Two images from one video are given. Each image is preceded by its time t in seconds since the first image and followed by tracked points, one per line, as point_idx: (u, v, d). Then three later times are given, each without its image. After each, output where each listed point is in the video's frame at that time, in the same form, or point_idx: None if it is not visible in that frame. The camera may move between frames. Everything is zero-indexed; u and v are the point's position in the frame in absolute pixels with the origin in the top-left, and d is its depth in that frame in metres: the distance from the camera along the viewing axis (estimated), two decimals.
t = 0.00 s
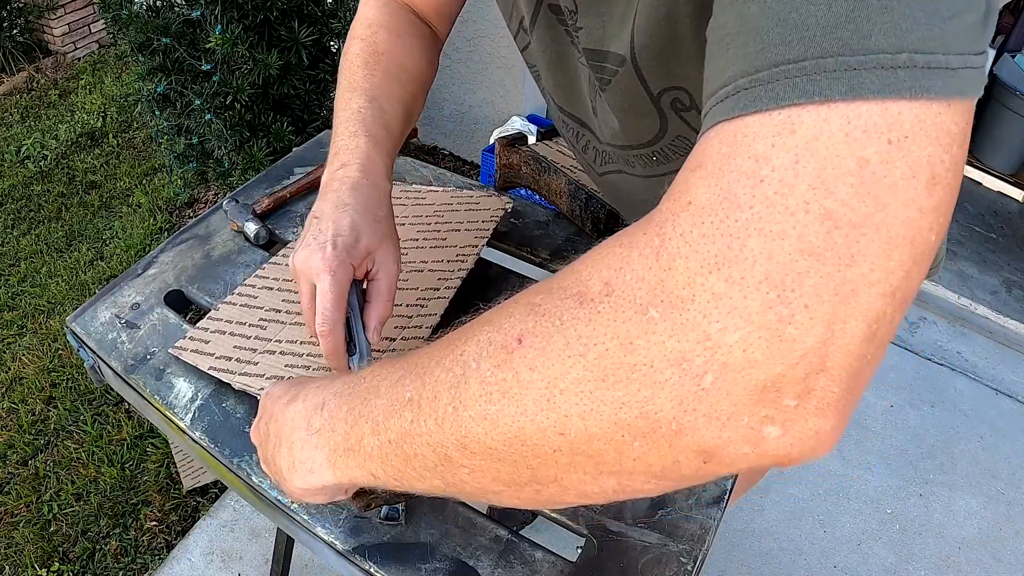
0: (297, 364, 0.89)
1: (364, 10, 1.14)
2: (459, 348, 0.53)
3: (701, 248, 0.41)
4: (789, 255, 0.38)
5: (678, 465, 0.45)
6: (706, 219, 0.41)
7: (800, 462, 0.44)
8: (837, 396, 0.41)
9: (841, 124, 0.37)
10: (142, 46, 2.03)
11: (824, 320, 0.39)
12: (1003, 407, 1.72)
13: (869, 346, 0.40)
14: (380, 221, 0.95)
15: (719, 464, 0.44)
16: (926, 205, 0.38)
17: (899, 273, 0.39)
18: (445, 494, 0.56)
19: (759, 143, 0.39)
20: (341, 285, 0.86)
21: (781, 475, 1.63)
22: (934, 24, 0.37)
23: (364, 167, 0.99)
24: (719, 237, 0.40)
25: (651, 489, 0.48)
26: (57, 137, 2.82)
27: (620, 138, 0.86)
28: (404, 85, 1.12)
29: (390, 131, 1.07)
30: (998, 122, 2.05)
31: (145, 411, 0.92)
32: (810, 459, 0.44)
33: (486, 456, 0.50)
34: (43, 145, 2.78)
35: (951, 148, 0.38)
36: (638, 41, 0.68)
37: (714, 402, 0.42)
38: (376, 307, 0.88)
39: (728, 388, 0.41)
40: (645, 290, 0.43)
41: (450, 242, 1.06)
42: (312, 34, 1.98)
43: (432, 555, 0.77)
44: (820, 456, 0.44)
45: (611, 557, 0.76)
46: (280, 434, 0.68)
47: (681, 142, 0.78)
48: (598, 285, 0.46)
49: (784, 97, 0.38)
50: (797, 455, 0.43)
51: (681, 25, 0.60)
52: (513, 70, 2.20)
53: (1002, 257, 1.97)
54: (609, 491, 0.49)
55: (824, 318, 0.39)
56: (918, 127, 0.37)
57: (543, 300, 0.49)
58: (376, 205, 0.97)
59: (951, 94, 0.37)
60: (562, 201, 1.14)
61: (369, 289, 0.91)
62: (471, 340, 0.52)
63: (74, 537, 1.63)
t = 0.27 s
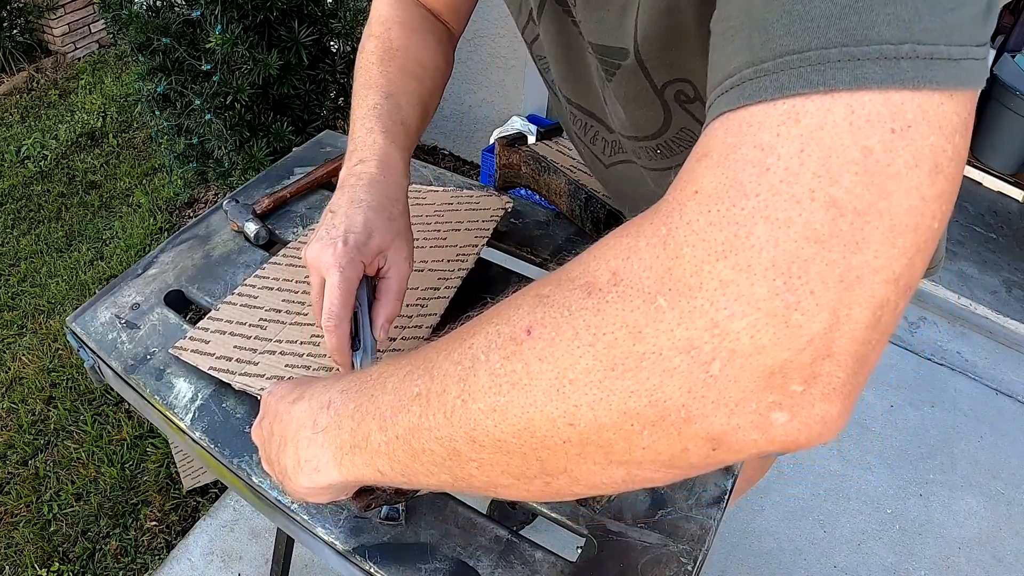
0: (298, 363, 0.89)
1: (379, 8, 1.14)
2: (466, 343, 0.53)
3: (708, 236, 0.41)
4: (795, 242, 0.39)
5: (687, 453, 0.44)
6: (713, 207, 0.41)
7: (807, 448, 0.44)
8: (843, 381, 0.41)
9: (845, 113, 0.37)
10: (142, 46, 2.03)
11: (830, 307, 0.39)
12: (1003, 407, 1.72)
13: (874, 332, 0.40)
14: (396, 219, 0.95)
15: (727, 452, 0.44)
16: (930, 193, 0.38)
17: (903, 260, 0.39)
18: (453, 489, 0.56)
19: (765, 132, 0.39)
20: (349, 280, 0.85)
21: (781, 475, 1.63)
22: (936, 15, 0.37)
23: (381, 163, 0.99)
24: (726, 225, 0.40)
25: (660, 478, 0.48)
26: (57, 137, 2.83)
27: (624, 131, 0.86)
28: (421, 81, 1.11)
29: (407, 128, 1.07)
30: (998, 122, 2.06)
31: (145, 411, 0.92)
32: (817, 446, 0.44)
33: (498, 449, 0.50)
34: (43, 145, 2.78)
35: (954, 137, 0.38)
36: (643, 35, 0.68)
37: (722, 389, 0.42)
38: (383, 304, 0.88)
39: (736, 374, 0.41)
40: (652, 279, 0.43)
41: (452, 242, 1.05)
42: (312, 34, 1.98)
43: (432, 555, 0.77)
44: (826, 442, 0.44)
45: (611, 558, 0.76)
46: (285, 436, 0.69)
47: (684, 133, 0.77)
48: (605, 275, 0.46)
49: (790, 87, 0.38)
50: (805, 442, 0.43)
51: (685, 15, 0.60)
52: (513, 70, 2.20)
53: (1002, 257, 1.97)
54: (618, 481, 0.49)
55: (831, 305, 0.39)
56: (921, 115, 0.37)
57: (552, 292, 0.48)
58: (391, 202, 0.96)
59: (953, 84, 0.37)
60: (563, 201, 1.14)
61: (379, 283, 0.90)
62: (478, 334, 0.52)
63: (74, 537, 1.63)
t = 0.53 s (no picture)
0: (295, 360, 0.89)
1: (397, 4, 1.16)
2: (467, 325, 0.53)
3: (712, 211, 0.41)
4: (799, 216, 0.38)
5: (697, 430, 0.44)
6: (715, 182, 0.40)
7: (818, 423, 0.43)
8: (852, 354, 0.41)
9: (842, 87, 0.37)
10: (142, 46, 2.03)
11: (836, 280, 0.39)
12: (1003, 407, 1.72)
13: (880, 306, 0.40)
14: (398, 203, 0.95)
15: (737, 428, 0.44)
16: (929, 166, 0.38)
17: (906, 232, 0.39)
18: (458, 473, 0.56)
19: (762, 105, 0.39)
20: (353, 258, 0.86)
21: (781, 475, 1.63)
22: None
23: (389, 147, 1.00)
24: (729, 200, 0.40)
25: (668, 457, 0.48)
26: (57, 137, 2.83)
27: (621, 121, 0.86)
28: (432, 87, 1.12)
29: (416, 117, 1.08)
30: (998, 123, 2.06)
31: (146, 410, 0.92)
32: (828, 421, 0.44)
33: (504, 430, 0.50)
34: (42, 145, 2.78)
35: (949, 112, 0.38)
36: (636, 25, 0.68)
37: (730, 364, 0.41)
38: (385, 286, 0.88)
39: (744, 349, 0.41)
40: (657, 254, 0.43)
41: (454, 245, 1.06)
42: (312, 34, 1.98)
43: (432, 555, 0.77)
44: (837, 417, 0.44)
45: (612, 558, 0.76)
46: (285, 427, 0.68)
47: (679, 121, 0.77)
48: (610, 251, 0.46)
49: (785, 61, 0.38)
50: (815, 416, 0.43)
51: (679, 10, 0.61)
52: (513, 70, 2.20)
53: (1002, 257, 1.97)
54: (626, 460, 0.49)
55: (836, 277, 0.39)
56: (914, 90, 0.37)
57: (555, 269, 0.48)
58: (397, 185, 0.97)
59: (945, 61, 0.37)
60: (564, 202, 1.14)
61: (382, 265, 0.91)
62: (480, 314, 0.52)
63: (74, 537, 1.63)
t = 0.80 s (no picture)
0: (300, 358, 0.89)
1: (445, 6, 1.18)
2: (443, 300, 0.54)
3: (676, 197, 0.40)
4: (762, 201, 0.38)
5: (658, 413, 0.44)
6: (680, 169, 0.40)
7: (788, 416, 0.42)
8: (824, 347, 0.40)
9: (808, 73, 0.37)
10: (142, 46, 2.03)
11: (803, 265, 0.38)
12: (1003, 407, 1.72)
13: (854, 297, 0.39)
14: (436, 182, 0.98)
15: (701, 414, 0.43)
16: (904, 150, 0.37)
17: (880, 218, 0.38)
18: (439, 442, 0.57)
19: (727, 95, 0.39)
20: (387, 216, 0.89)
21: (781, 474, 1.63)
22: None
23: (433, 144, 1.04)
24: (692, 186, 0.40)
25: (637, 440, 0.47)
26: (57, 137, 2.83)
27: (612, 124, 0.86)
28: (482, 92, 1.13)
29: (462, 119, 1.10)
30: (998, 122, 2.06)
31: (145, 411, 0.92)
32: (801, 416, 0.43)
33: (475, 403, 0.50)
34: (43, 145, 2.78)
35: (925, 96, 0.37)
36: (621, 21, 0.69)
37: (691, 348, 0.41)
38: (423, 241, 0.88)
39: (705, 333, 0.41)
40: (621, 235, 0.43)
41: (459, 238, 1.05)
42: (312, 34, 1.98)
43: (432, 555, 0.77)
44: (809, 412, 0.43)
45: (613, 558, 0.76)
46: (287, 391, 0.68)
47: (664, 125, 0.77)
48: (576, 231, 0.46)
49: (750, 52, 0.38)
50: (781, 409, 0.42)
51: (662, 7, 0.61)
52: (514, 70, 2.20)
53: (1002, 257, 1.97)
54: (594, 440, 0.48)
55: (803, 263, 0.38)
56: (887, 74, 0.37)
57: (529, 246, 0.49)
58: (435, 167, 1.01)
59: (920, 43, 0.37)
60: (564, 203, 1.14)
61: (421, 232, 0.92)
62: (457, 289, 0.53)
63: (74, 537, 1.63)
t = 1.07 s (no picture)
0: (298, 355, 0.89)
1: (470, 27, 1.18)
2: (489, 272, 0.53)
3: (710, 150, 0.40)
4: (802, 146, 0.37)
5: (707, 383, 0.42)
6: (710, 123, 0.40)
7: (847, 382, 0.41)
8: (885, 302, 0.39)
9: (832, 16, 0.37)
10: (142, 46, 2.03)
11: (852, 209, 0.37)
12: (1003, 407, 1.72)
13: (914, 245, 0.38)
14: (446, 193, 0.99)
15: (753, 382, 0.41)
16: (944, 85, 0.37)
17: (929, 157, 0.37)
18: (473, 426, 0.56)
19: (752, 47, 0.39)
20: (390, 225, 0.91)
21: (781, 474, 1.63)
22: None
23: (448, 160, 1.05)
24: (726, 138, 0.39)
25: (687, 418, 0.45)
26: (57, 137, 2.83)
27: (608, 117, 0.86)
28: (503, 112, 1.14)
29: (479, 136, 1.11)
30: (997, 122, 2.06)
31: (146, 411, 0.92)
32: (864, 383, 0.41)
33: (512, 377, 0.49)
34: (42, 145, 2.78)
35: (957, 33, 0.37)
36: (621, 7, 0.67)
37: (740, 307, 0.40)
38: (422, 253, 0.89)
39: (755, 289, 0.39)
40: (658, 193, 0.42)
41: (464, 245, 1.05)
42: (312, 34, 1.98)
43: (432, 555, 0.77)
44: (874, 378, 0.41)
45: (612, 558, 0.76)
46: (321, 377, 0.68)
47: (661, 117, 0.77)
48: (611, 195, 0.45)
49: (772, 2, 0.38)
50: (841, 375, 0.40)
51: None
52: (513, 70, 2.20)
53: (1002, 257, 1.97)
54: (638, 420, 0.47)
55: (853, 208, 0.37)
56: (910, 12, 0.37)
57: (561, 215, 0.49)
58: (446, 180, 1.02)
59: None
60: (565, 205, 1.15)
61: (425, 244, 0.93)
62: (498, 264, 0.52)
63: (74, 537, 1.63)
